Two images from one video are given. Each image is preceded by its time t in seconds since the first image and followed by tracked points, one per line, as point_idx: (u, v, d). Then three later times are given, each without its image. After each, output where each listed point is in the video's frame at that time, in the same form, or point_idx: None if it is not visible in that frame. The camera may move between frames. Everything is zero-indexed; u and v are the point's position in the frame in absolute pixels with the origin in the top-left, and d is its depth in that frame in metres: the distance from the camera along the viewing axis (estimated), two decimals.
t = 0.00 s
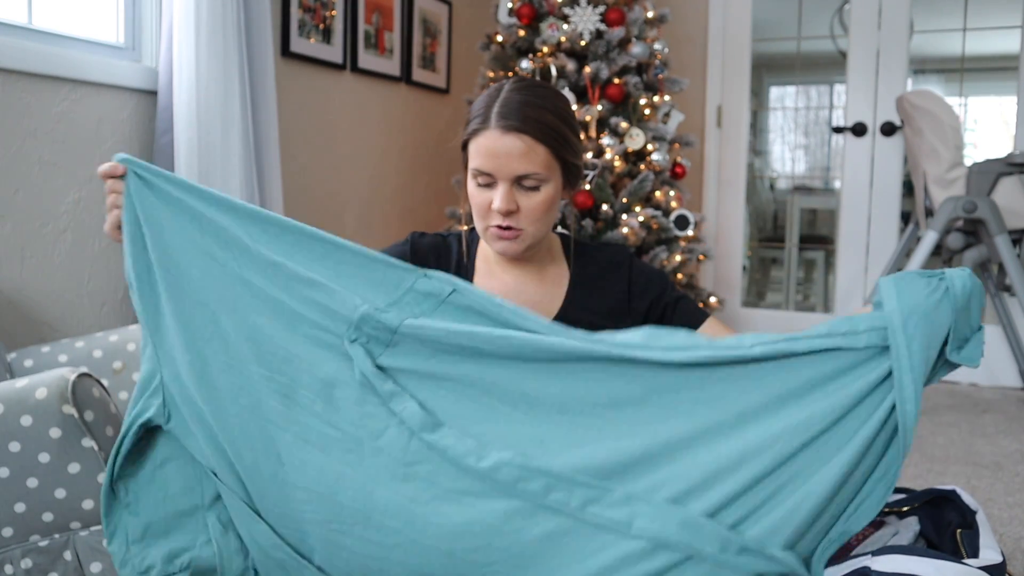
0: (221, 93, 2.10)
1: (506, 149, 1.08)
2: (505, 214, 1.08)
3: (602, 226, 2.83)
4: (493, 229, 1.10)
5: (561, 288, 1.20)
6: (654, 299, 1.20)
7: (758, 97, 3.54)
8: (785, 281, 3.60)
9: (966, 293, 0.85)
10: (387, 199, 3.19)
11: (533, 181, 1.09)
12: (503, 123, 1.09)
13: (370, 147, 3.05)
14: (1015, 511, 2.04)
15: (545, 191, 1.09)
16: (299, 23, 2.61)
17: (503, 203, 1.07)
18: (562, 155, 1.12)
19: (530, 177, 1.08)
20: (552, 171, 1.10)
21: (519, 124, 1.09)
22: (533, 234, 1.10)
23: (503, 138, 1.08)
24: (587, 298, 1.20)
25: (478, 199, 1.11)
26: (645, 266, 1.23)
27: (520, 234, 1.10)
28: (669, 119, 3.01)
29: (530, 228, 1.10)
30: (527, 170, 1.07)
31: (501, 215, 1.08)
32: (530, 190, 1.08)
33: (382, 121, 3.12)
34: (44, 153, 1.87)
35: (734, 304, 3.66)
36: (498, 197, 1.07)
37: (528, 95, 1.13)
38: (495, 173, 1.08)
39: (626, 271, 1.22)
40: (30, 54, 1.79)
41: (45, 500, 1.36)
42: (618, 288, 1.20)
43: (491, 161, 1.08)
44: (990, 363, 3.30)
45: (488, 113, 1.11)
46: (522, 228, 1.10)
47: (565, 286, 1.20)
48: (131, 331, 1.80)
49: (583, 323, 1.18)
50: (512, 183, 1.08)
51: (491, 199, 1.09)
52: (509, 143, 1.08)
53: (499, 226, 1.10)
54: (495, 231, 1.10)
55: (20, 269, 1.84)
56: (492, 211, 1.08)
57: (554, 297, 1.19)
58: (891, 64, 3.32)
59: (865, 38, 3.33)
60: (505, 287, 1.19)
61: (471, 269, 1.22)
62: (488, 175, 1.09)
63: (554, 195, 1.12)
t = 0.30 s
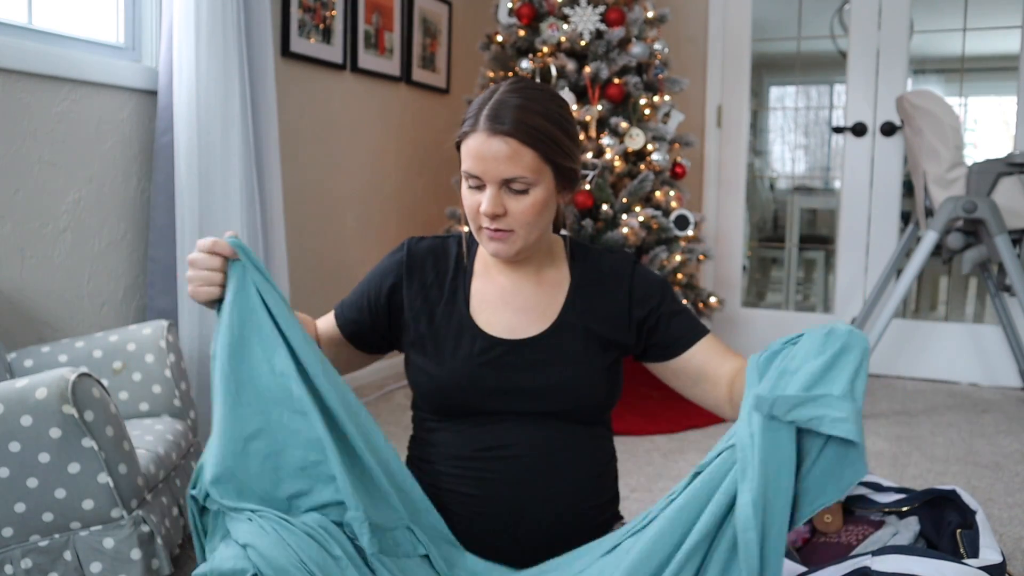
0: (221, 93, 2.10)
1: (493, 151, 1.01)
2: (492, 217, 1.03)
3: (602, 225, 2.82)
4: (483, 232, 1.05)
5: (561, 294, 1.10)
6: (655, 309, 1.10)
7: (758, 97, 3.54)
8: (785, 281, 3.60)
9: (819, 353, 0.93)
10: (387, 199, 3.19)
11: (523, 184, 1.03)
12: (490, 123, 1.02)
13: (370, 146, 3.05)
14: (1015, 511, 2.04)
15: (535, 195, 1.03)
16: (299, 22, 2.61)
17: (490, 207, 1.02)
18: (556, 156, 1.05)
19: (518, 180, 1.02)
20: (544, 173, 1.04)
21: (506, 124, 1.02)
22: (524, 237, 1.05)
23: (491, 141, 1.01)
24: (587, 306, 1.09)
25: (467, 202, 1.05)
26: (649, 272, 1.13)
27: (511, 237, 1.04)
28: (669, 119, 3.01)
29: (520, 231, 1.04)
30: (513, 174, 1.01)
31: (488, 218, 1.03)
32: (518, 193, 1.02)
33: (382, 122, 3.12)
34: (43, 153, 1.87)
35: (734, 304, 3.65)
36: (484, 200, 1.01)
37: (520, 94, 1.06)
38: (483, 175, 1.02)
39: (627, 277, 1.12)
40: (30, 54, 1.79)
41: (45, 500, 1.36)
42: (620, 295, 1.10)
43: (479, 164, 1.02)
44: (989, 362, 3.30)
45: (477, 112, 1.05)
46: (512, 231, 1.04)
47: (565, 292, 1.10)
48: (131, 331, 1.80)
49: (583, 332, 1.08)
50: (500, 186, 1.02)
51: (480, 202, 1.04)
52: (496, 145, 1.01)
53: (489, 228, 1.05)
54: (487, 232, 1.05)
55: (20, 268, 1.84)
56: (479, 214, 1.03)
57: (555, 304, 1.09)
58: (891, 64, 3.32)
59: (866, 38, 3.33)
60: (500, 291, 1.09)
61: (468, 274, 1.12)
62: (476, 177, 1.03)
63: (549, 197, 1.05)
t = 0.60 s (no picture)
0: (221, 93, 2.10)
1: (487, 152, 1.01)
2: (488, 218, 1.03)
3: (602, 225, 2.82)
4: (479, 232, 1.05)
5: (560, 296, 1.10)
6: (654, 314, 1.09)
7: (759, 97, 3.54)
8: (785, 281, 3.60)
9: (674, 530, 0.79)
10: (387, 199, 3.19)
11: (518, 185, 1.02)
12: (485, 124, 1.02)
13: (370, 146, 3.05)
14: (1015, 511, 2.04)
15: (530, 195, 1.03)
16: (299, 22, 2.61)
17: (484, 208, 1.02)
18: (553, 157, 1.05)
19: (513, 181, 1.02)
20: (539, 175, 1.03)
21: (502, 125, 1.02)
22: (521, 238, 1.05)
23: (486, 141, 1.01)
24: (585, 309, 1.09)
25: (463, 202, 1.05)
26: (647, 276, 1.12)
27: (507, 237, 1.05)
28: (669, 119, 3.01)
29: (516, 232, 1.04)
30: (508, 174, 1.01)
31: (483, 218, 1.03)
32: (513, 195, 1.02)
33: (382, 122, 3.12)
34: (43, 153, 1.87)
35: (734, 304, 3.65)
36: (478, 201, 1.01)
37: (518, 94, 1.05)
38: (478, 176, 1.02)
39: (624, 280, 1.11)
40: (30, 54, 1.79)
41: (46, 500, 1.36)
42: (618, 298, 1.10)
43: (473, 165, 1.02)
44: (990, 362, 3.31)
45: (475, 112, 1.04)
46: (507, 232, 1.04)
47: (563, 294, 1.10)
48: (131, 331, 1.80)
49: (582, 334, 1.08)
50: (495, 187, 1.02)
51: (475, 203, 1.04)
52: (491, 146, 1.01)
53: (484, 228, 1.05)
54: (482, 233, 1.05)
55: (20, 269, 1.84)
56: (474, 214, 1.03)
57: (554, 306, 1.09)
58: (891, 64, 3.32)
59: (866, 38, 3.33)
60: (499, 293, 1.09)
61: (467, 276, 1.12)
62: (472, 178, 1.03)
63: (545, 198, 1.05)
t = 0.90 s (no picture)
0: (221, 93, 2.10)
1: (489, 150, 1.01)
2: (489, 216, 1.03)
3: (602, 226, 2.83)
4: (482, 230, 1.05)
5: (566, 301, 1.10)
6: (652, 321, 1.09)
7: (759, 97, 3.54)
8: (785, 281, 3.59)
9: None
10: (387, 200, 3.19)
11: (520, 184, 1.02)
12: (488, 122, 1.02)
13: (370, 146, 3.05)
14: (1016, 511, 2.04)
15: (533, 194, 1.03)
16: (299, 22, 2.61)
17: (485, 206, 1.02)
18: (557, 155, 1.04)
19: (515, 179, 1.01)
20: (542, 172, 1.03)
21: (504, 121, 1.01)
22: (524, 236, 1.05)
23: (488, 138, 1.01)
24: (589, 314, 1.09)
25: (466, 199, 1.05)
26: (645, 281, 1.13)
27: (510, 235, 1.05)
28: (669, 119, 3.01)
29: (518, 230, 1.04)
30: (509, 172, 1.01)
31: (485, 216, 1.03)
32: (515, 193, 1.02)
33: (382, 122, 3.12)
34: (43, 154, 1.87)
35: (734, 304, 3.65)
36: (479, 199, 1.01)
37: (522, 91, 1.05)
38: (479, 174, 1.02)
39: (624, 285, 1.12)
40: (30, 54, 1.79)
41: (45, 500, 1.36)
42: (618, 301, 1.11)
43: (475, 163, 1.02)
44: (990, 362, 3.31)
45: (479, 109, 1.04)
46: (510, 230, 1.04)
47: (569, 298, 1.10)
48: (131, 331, 1.80)
49: (587, 337, 1.08)
50: (497, 185, 1.02)
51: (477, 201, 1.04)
52: (493, 144, 1.01)
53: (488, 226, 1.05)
54: (485, 231, 1.05)
55: (20, 269, 1.84)
56: (476, 213, 1.04)
57: (560, 312, 1.09)
58: (891, 64, 3.31)
59: (866, 38, 3.33)
60: (507, 298, 1.09)
61: (474, 282, 1.12)
62: (473, 176, 1.03)
63: (549, 197, 1.05)
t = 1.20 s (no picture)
0: (221, 93, 2.10)
1: (494, 145, 1.01)
2: (491, 213, 1.03)
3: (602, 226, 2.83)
4: (484, 228, 1.06)
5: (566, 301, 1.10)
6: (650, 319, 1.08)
7: (759, 97, 3.54)
8: (785, 281, 3.60)
9: None
10: (387, 199, 3.19)
11: (523, 181, 1.02)
12: (492, 118, 1.02)
13: (370, 146, 3.05)
14: (1015, 511, 2.04)
15: (536, 192, 1.03)
16: (299, 22, 2.60)
17: (488, 204, 1.02)
18: (561, 153, 1.04)
19: (518, 176, 1.02)
20: (546, 170, 1.03)
21: (508, 118, 1.01)
22: (525, 236, 1.05)
23: (493, 135, 1.01)
24: (588, 314, 1.09)
25: (469, 195, 1.05)
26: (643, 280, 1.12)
27: (511, 234, 1.05)
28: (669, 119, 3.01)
29: (519, 229, 1.04)
30: (512, 169, 1.01)
31: (487, 213, 1.03)
32: (518, 191, 1.02)
33: (382, 121, 3.12)
34: (43, 154, 1.87)
35: (734, 304, 3.66)
36: (482, 198, 1.02)
37: (527, 88, 1.04)
38: (483, 170, 1.02)
39: (621, 286, 1.11)
40: (30, 54, 1.79)
41: (45, 500, 1.36)
42: (614, 302, 1.10)
43: (479, 158, 1.02)
44: (990, 363, 3.31)
45: (483, 106, 1.04)
46: (511, 229, 1.04)
47: (570, 298, 1.10)
48: (131, 331, 1.80)
49: (583, 339, 1.08)
50: (500, 182, 1.02)
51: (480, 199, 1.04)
52: (497, 139, 1.01)
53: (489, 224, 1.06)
54: (488, 229, 1.06)
55: (20, 269, 1.84)
56: (478, 209, 1.04)
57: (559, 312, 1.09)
58: (891, 64, 3.31)
59: (866, 38, 3.33)
60: (507, 300, 1.09)
61: (475, 281, 1.12)
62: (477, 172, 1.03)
63: (553, 195, 1.04)
